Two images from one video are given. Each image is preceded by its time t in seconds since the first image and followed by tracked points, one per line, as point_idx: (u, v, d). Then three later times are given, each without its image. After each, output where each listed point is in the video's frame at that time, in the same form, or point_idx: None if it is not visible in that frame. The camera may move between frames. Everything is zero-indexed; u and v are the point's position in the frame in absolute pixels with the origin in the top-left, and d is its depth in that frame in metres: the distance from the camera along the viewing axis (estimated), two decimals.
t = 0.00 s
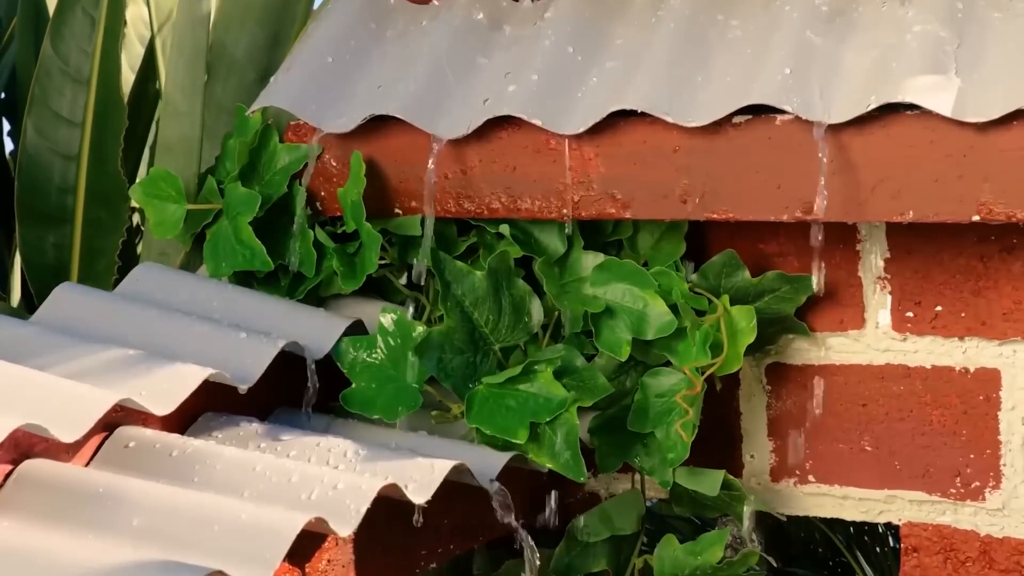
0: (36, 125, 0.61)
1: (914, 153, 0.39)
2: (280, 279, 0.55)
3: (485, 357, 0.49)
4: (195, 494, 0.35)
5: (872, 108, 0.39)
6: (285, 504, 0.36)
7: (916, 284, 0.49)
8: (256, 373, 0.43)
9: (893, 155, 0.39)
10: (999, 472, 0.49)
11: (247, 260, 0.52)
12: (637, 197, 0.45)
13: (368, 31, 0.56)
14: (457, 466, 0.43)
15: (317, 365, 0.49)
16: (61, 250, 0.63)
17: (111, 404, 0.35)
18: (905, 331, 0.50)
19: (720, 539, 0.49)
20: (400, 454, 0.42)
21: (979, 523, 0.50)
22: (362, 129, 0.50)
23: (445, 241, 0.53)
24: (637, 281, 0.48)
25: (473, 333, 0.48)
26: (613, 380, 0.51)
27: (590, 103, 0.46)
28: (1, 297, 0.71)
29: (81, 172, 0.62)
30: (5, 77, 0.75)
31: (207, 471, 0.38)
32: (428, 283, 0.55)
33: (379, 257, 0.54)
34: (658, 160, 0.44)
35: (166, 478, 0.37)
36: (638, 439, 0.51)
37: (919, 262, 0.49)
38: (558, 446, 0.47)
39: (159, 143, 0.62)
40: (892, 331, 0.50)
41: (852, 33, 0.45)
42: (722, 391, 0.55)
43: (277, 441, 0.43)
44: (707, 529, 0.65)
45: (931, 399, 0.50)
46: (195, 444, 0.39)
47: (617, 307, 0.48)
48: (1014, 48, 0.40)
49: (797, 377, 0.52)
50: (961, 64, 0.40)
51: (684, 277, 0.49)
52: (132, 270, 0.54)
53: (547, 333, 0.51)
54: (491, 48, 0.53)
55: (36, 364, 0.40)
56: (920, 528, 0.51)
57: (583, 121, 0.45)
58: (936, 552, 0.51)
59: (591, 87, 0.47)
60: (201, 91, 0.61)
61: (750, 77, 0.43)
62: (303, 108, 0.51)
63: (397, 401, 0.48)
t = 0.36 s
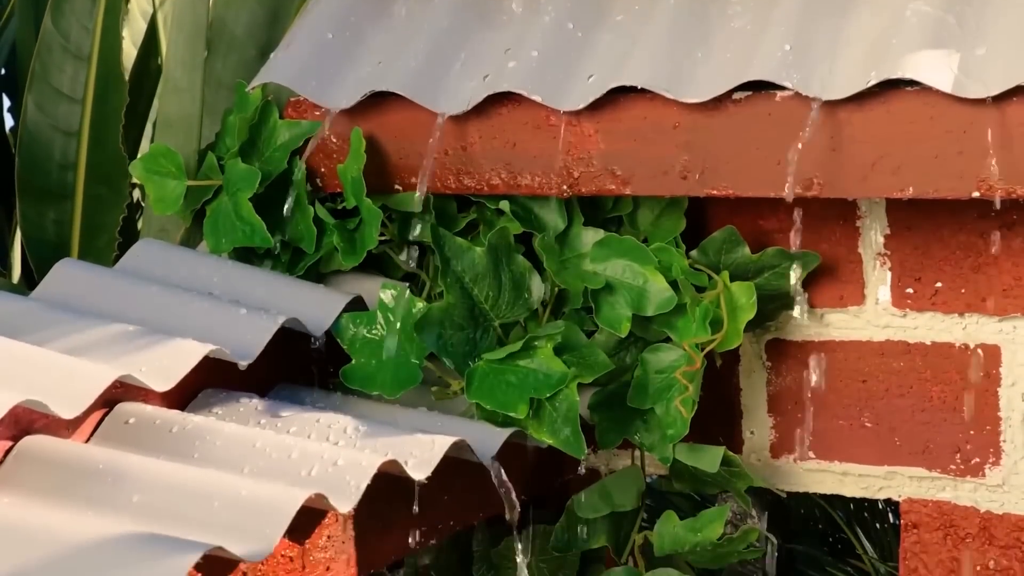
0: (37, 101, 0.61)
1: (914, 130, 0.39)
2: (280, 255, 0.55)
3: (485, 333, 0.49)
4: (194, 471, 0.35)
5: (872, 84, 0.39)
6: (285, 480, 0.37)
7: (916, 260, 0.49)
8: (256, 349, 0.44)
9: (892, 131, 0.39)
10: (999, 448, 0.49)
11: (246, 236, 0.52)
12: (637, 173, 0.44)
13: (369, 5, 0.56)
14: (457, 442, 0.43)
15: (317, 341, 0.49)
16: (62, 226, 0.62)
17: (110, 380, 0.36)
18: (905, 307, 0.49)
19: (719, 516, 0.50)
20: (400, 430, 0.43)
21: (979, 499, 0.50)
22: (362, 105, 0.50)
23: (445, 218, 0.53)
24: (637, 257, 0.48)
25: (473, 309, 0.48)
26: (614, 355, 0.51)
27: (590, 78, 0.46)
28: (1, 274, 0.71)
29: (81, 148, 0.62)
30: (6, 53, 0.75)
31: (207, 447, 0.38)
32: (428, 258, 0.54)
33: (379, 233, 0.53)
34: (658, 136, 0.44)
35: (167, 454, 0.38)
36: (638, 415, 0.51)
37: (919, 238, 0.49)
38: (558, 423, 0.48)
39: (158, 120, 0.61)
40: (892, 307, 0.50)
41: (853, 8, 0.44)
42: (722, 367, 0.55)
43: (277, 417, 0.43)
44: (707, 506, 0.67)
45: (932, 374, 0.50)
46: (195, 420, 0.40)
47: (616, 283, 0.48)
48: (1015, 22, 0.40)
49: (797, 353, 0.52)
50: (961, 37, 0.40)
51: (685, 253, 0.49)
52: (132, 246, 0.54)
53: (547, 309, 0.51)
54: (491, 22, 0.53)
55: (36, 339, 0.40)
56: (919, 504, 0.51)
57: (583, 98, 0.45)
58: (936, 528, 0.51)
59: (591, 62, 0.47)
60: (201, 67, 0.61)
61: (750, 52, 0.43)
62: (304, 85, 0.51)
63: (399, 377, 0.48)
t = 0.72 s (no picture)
0: (37, 77, 0.60)
1: (914, 105, 0.38)
2: (280, 232, 0.55)
3: (485, 309, 0.49)
4: (193, 448, 0.36)
5: (872, 60, 0.39)
6: (285, 456, 0.37)
7: (916, 237, 0.49)
8: (256, 325, 0.44)
9: (892, 107, 0.39)
10: (999, 424, 0.49)
11: (246, 212, 0.52)
12: (637, 149, 0.44)
13: None
14: (457, 419, 0.43)
15: (318, 318, 0.49)
16: (63, 202, 0.62)
17: (110, 356, 0.36)
18: (905, 283, 0.49)
19: (720, 492, 0.50)
20: (401, 407, 0.43)
21: (980, 475, 0.50)
22: (362, 81, 0.50)
23: (444, 193, 0.53)
24: (637, 233, 0.48)
25: (472, 285, 0.48)
26: (613, 331, 0.51)
27: (590, 54, 0.46)
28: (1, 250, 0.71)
29: (82, 124, 0.62)
30: (5, 29, 0.74)
31: (207, 424, 0.39)
32: (428, 235, 0.54)
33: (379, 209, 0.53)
34: (658, 112, 0.43)
35: (165, 429, 0.38)
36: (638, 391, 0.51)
37: (919, 214, 0.48)
38: (558, 399, 0.48)
39: (159, 97, 0.61)
40: (892, 284, 0.50)
41: None
42: (722, 344, 0.56)
43: (277, 393, 0.43)
44: (706, 482, 0.67)
45: (932, 351, 0.49)
46: (195, 397, 0.40)
47: (616, 259, 0.48)
48: None
49: (797, 329, 0.52)
50: (964, 12, 0.39)
51: (685, 230, 0.49)
52: (132, 223, 0.55)
53: (547, 285, 0.51)
54: None
55: (36, 314, 0.40)
56: (920, 480, 0.51)
57: (583, 74, 0.45)
58: (936, 504, 0.51)
59: (591, 38, 0.47)
60: (202, 44, 0.61)
61: (750, 27, 0.43)
62: (304, 62, 0.51)
63: (399, 352, 0.48)
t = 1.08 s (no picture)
0: (37, 53, 0.60)
1: (914, 81, 0.38)
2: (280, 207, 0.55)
3: (485, 285, 0.49)
4: (193, 424, 0.36)
5: (872, 37, 0.38)
6: (285, 432, 0.37)
7: (916, 212, 0.48)
8: (256, 301, 0.44)
9: (892, 83, 0.39)
10: (999, 400, 0.49)
11: (247, 188, 0.52)
12: (637, 125, 0.44)
13: None
14: (457, 395, 0.43)
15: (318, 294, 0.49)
16: (63, 178, 0.62)
17: (109, 333, 0.36)
18: (905, 259, 0.49)
19: (719, 468, 0.50)
20: (400, 383, 0.43)
21: (979, 450, 0.50)
22: (362, 57, 0.50)
23: (444, 169, 0.52)
24: (637, 209, 0.48)
25: (472, 261, 0.48)
26: (613, 307, 0.51)
27: (590, 29, 0.45)
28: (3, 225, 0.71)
29: (82, 100, 0.62)
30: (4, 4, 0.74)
31: (207, 399, 0.39)
32: (428, 210, 0.54)
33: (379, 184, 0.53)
34: (658, 88, 0.43)
35: (165, 405, 0.38)
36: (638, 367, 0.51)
37: (919, 190, 0.48)
38: (558, 374, 0.48)
39: (159, 72, 0.61)
40: (892, 260, 0.50)
41: None
42: (722, 320, 0.55)
43: (277, 368, 0.44)
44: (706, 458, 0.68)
45: (931, 327, 0.49)
46: (195, 372, 0.40)
47: (616, 235, 0.48)
48: None
49: (798, 305, 0.53)
50: None
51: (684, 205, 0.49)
52: (132, 198, 0.55)
53: (547, 261, 0.51)
54: None
55: (36, 291, 0.40)
56: (920, 456, 0.51)
57: (583, 50, 0.44)
58: (936, 480, 0.51)
59: (591, 12, 0.46)
60: (202, 19, 0.60)
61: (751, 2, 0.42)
62: (304, 38, 0.50)
63: (398, 329, 0.48)
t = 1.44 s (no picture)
0: (38, 29, 0.60)
1: (914, 57, 0.38)
2: (280, 183, 0.55)
3: (485, 262, 0.49)
4: (193, 400, 0.36)
5: (872, 12, 0.38)
6: (285, 408, 0.37)
7: (915, 188, 0.48)
8: (256, 277, 0.44)
9: (892, 59, 0.39)
10: (999, 375, 0.49)
11: (247, 164, 0.52)
12: (637, 101, 0.44)
13: None
14: (457, 370, 0.44)
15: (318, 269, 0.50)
16: (63, 154, 0.62)
17: (109, 310, 0.36)
18: (904, 235, 0.49)
19: (719, 445, 0.50)
20: (400, 358, 0.43)
21: (979, 426, 0.50)
22: (362, 33, 0.50)
23: (444, 145, 0.52)
24: (637, 185, 0.47)
25: (473, 237, 0.48)
26: (613, 283, 0.51)
27: (589, 4, 0.45)
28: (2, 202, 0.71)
29: (83, 77, 0.61)
30: None
31: (207, 375, 0.39)
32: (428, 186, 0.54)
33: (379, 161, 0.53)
34: (659, 64, 0.43)
35: (165, 381, 0.39)
36: (638, 343, 0.51)
37: (919, 165, 0.48)
38: (558, 349, 0.48)
39: (159, 49, 0.61)
40: (892, 236, 0.50)
41: None
42: (722, 296, 0.55)
43: (276, 345, 0.44)
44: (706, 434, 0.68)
45: (931, 303, 0.49)
46: (195, 348, 0.41)
47: (617, 211, 0.48)
48: None
49: (798, 281, 0.53)
50: None
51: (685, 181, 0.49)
52: (132, 174, 0.55)
53: (547, 237, 0.51)
54: None
55: (36, 266, 0.40)
56: (920, 432, 0.51)
57: (583, 25, 0.44)
58: (936, 456, 0.51)
59: None
60: None
61: None
62: (304, 15, 0.50)
63: (399, 304, 0.48)
